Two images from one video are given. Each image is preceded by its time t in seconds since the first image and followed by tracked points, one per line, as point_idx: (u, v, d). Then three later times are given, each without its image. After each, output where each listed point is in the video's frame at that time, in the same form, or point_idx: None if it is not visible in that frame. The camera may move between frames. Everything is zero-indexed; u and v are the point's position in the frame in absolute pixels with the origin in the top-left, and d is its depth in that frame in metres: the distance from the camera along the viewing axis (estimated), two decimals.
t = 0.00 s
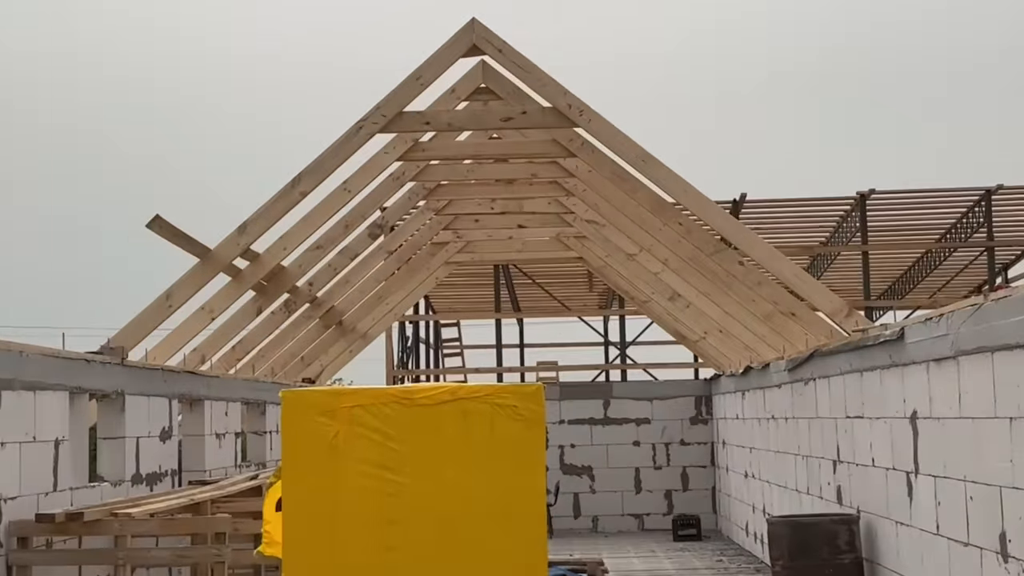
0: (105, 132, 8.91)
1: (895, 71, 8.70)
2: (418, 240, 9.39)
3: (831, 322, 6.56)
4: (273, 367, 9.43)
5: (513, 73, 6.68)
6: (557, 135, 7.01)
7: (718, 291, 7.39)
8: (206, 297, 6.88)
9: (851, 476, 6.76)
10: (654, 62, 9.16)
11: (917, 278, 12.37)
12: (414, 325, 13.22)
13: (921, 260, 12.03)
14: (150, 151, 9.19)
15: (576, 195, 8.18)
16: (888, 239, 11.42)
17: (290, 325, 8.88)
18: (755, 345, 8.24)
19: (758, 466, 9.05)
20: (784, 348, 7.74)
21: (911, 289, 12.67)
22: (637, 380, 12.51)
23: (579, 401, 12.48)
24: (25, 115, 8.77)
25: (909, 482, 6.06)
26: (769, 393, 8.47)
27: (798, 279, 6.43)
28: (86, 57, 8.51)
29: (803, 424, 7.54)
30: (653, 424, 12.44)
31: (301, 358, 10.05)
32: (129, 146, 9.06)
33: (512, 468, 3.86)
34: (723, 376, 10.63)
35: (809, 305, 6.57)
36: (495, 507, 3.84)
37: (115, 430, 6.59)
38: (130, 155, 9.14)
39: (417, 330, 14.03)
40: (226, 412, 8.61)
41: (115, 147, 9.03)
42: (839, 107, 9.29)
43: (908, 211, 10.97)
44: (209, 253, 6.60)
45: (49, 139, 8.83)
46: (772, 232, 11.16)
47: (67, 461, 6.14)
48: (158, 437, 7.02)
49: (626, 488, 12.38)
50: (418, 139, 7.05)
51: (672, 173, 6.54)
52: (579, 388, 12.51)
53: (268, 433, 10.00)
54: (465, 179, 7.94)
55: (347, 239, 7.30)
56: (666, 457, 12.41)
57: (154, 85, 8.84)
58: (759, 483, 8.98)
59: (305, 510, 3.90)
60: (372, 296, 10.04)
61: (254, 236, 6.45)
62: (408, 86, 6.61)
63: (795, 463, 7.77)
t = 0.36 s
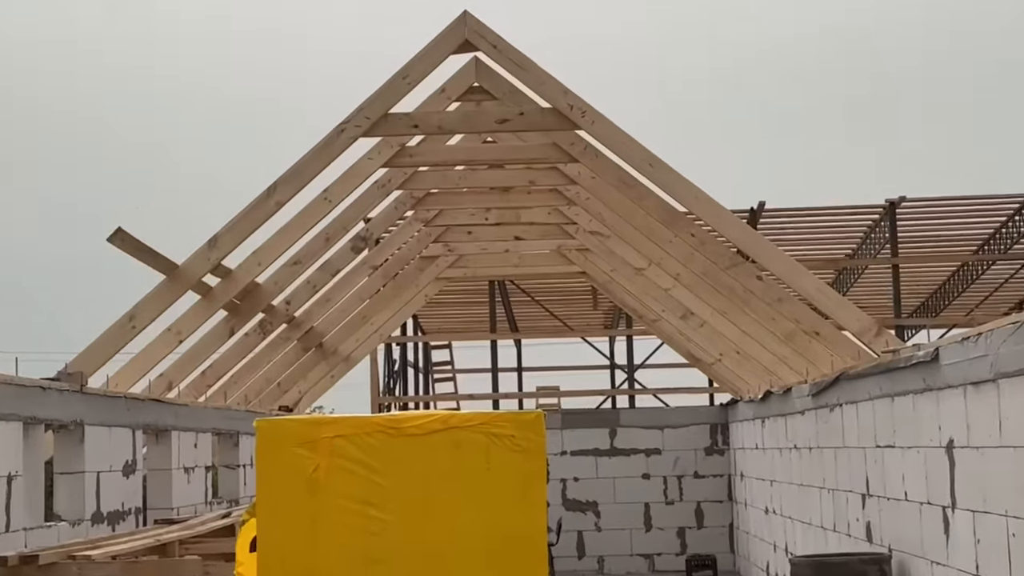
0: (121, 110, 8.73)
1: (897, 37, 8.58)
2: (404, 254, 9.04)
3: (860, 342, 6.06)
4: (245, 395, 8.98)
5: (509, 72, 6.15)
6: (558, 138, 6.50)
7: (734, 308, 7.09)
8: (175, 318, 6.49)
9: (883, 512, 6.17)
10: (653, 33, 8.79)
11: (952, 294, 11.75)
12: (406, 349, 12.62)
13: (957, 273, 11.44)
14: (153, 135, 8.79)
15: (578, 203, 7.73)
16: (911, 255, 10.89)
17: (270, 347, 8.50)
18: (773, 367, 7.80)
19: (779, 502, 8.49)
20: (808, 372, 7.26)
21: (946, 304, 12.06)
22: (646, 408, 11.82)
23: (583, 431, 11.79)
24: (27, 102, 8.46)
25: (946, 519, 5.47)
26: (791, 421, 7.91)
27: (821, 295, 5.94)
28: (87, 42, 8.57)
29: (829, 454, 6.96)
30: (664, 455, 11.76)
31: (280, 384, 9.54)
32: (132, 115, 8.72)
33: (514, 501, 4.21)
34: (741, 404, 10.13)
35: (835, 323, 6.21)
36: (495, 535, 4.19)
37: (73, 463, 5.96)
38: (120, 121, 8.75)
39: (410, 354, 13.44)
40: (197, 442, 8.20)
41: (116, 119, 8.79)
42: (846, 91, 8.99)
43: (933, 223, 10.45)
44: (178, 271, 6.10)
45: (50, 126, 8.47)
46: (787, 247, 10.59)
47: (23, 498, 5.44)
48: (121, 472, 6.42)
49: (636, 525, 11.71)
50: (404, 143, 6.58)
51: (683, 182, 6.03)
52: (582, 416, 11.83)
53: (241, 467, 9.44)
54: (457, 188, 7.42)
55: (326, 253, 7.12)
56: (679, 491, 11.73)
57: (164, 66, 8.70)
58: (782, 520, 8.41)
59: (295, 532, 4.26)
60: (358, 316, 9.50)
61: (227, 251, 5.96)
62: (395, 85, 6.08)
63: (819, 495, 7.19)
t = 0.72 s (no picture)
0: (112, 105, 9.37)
1: (900, 45, 9.27)
2: (390, 256, 8.38)
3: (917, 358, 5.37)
4: (205, 418, 8.40)
5: (511, 45, 5.55)
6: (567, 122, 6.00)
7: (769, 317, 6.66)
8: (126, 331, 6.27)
9: (943, 553, 5.38)
10: (666, 28, 9.62)
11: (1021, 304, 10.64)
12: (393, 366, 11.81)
13: None
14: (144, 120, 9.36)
15: (591, 195, 7.04)
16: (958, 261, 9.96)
17: (234, 364, 7.95)
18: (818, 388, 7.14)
19: (825, 542, 7.69)
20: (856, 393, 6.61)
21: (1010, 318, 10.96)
22: (666, 434, 10.60)
23: (596, 461, 10.57)
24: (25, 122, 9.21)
25: (1017, 560, 4.66)
26: (838, 447, 7.15)
27: (869, 303, 5.29)
28: (75, 57, 9.62)
29: (881, 487, 6.19)
30: (690, 488, 10.53)
31: (246, 407, 8.87)
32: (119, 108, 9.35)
33: (510, 532, 4.14)
34: (779, 427, 9.37)
35: (886, 336, 5.64)
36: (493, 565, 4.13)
37: (5, 500, 5.11)
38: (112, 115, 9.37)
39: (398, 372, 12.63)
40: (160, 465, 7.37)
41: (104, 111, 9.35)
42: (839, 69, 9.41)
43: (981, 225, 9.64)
44: (128, 277, 5.76)
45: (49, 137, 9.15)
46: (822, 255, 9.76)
47: None
48: (62, 508, 5.59)
49: (658, 569, 10.46)
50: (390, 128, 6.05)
51: (709, 170, 5.47)
52: (595, 443, 10.60)
53: (202, 502, 8.60)
54: (450, 178, 6.75)
55: (298, 254, 6.65)
56: (708, 530, 10.51)
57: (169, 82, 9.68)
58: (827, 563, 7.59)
59: (269, 568, 4.19)
60: (336, 327, 8.78)
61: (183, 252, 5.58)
62: (379, 61, 5.52)
63: (871, 534, 6.46)
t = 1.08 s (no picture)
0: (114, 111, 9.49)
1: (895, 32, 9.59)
2: (381, 253, 8.13)
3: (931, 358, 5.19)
4: (190, 422, 8.24)
5: (509, 33, 5.39)
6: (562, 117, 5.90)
7: (781, 316, 6.41)
8: (106, 330, 6.13)
9: (959, 562, 5.17)
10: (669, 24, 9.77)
11: None
12: (386, 367, 11.61)
13: None
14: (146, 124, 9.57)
15: (592, 188, 6.93)
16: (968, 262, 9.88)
17: (220, 366, 7.78)
18: (828, 390, 6.95)
19: (836, 550, 7.47)
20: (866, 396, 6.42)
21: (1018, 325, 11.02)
22: (671, 439, 10.41)
23: (598, 466, 10.35)
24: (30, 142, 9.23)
25: None
26: (850, 452, 6.95)
27: (883, 302, 5.10)
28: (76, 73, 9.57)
29: (895, 493, 6.00)
30: (696, 495, 10.32)
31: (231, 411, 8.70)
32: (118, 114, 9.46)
33: (501, 539, 4.16)
34: (791, 432, 9.16)
35: (899, 336, 5.49)
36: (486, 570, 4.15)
37: None
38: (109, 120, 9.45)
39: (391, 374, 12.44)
40: (132, 480, 7.25)
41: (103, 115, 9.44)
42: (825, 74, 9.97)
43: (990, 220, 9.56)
44: (107, 274, 5.57)
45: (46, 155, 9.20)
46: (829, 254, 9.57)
47: None
48: (40, 516, 5.36)
49: None
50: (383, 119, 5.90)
51: (714, 161, 5.30)
52: (597, 448, 10.39)
53: (186, 508, 8.40)
54: (445, 172, 6.48)
55: (286, 250, 6.53)
56: (714, 538, 10.30)
57: (169, 92, 9.84)
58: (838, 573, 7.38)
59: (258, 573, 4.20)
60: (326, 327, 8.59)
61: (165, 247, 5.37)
62: (371, 50, 5.34)
63: (884, 544, 6.26)
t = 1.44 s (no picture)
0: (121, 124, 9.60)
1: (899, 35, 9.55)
2: (380, 244, 8.14)
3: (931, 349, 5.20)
4: (189, 413, 8.24)
5: (508, 23, 5.40)
6: (561, 106, 5.91)
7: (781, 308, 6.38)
8: (105, 322, 6.15)
9: (959, 553, 5.17)
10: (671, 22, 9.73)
11: None
12: (385, 359, 11.62)
13: None
14: (147, 136, 9.73)
15: (592, 180, 6.97)
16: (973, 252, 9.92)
17: (219, 357, 7.85)
18: (829, 382, 6.90)
19: (836, 541, 7.46)
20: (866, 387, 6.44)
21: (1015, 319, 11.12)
22: (671, 431, 10.38)
23: (597, 458, 10.36)
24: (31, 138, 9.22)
25: None
26: (850, 443, 6.95)
27: (882, 292, 5.11)
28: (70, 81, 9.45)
29: (895, 483, 5.99)
30: (696, 486, 10.32)
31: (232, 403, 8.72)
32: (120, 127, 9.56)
33: (498, 527, 4.17)
34: (790, 423, 9.13)
35: (898, 327, 5.50)
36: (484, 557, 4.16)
37: None
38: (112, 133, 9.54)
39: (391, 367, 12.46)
40: (131, 471, 7.26)
41: (108, 129, 9.55)
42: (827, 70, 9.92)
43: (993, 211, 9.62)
44: (106, 264, 5.59)
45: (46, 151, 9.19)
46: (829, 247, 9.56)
47: None
48: (39, 506, 5.36)
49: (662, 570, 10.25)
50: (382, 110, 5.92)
51: (714, 153, 5.30)
52: (597, 440, 10.39)
53: (185, 500, 8.40)
54: (444, 162, 6.53)
55: (285, 242, 6.54)
56: (714, 530, 10.30)
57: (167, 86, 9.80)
58: (839, 565, 7.37)
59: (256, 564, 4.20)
60: (325, 317, 8.61)
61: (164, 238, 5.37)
62: (370, 40, 5.34)
63: (884, 535, 6.25)
